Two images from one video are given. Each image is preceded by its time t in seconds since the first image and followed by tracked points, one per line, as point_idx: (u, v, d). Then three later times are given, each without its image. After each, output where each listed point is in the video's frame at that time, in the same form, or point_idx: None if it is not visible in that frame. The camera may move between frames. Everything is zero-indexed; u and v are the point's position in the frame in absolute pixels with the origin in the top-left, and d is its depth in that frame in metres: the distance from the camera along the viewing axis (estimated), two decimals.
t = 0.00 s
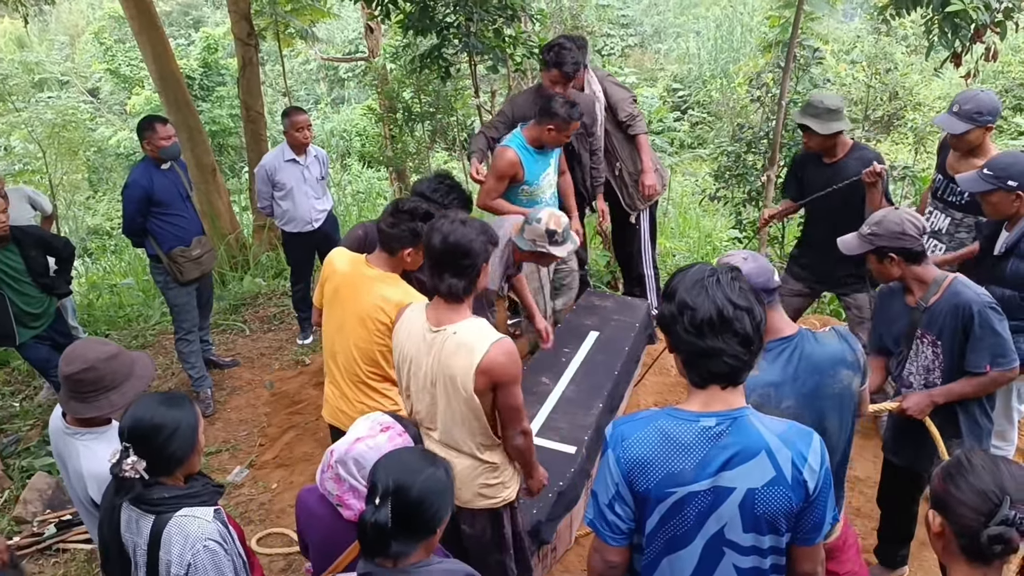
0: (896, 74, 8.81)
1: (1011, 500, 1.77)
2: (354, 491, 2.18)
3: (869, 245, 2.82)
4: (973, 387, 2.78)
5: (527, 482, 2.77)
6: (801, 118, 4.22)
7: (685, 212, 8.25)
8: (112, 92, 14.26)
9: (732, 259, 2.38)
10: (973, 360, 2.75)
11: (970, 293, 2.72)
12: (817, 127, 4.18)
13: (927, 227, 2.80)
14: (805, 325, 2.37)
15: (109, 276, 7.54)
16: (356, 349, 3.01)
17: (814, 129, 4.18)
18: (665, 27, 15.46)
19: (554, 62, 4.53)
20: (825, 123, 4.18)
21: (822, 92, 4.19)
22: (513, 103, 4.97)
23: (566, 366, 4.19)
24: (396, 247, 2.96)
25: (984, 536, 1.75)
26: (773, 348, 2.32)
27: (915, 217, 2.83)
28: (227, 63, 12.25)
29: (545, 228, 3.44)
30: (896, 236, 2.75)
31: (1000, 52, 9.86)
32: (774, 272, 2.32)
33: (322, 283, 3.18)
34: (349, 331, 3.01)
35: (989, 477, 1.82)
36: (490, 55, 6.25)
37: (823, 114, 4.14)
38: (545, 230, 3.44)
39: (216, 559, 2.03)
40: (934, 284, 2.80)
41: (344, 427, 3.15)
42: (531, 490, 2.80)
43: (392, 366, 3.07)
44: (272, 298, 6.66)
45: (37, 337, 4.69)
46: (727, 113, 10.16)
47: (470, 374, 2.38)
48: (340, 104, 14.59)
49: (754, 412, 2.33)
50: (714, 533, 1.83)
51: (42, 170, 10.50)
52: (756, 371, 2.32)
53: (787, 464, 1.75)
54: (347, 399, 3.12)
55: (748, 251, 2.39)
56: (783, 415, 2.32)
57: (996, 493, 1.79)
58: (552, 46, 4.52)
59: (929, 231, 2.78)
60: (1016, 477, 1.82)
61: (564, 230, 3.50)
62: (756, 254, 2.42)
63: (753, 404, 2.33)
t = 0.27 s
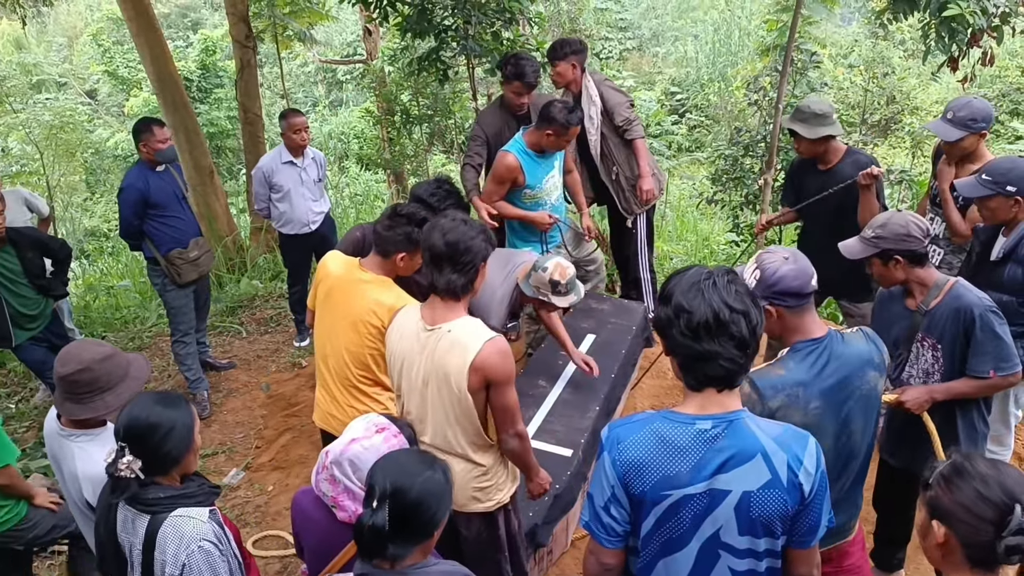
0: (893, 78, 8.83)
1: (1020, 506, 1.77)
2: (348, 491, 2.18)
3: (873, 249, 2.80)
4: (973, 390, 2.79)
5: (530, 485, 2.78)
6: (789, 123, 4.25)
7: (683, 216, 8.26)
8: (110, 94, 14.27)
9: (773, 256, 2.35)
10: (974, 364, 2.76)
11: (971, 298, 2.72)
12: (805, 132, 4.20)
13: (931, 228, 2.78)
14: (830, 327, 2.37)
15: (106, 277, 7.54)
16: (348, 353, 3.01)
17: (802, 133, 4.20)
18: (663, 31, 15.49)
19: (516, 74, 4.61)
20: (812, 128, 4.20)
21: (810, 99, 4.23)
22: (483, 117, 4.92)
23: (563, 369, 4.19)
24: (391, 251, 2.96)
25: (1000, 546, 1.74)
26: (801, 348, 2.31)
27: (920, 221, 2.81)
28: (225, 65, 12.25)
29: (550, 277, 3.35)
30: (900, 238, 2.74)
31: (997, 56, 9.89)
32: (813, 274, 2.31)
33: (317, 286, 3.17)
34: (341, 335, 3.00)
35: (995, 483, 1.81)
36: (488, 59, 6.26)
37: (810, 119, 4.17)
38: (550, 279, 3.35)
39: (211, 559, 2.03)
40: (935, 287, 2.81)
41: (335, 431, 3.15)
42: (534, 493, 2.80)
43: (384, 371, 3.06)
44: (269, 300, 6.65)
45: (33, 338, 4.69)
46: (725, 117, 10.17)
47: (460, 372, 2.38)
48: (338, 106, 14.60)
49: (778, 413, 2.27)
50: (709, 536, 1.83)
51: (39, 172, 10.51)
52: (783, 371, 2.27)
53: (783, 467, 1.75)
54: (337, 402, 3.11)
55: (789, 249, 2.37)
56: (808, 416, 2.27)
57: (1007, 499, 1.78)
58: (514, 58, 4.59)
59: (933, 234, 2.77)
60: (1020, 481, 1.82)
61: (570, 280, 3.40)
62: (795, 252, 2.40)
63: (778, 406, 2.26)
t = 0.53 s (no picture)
0: (891, 79, 8.84)
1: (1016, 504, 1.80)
2: (336, 491, 2.18)
3: (869, 250, 2.80)
4: (966, 392, 2.78)
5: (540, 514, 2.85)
6: (788, 127, 4.24)
7: (681, 216, 8.25)
8: (108, 95, 14.26)
9: (758, 259, 2.34)
10: (968, 365, 2.75)
11: (966, 300, 2.72)
12: (804, 136, 4.20)
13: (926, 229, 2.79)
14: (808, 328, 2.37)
15: (104, 278, 7.54)
16: (339, 355, 3.01)
17: (801, 138, 4.20)
18: (662, 31, 15.51)
19: (490, 82, 4.64)
20: (811, 132, 4.20)
21: (807, 102, 4.23)
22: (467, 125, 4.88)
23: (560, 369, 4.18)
24: (384, 252, 2.95)
25: (1008, 546, 1.77)
26: (778, 351, 2.31)
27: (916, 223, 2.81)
28: (223, 65, 12.25)
29: (551, 300, 3.64)
30: (896, 238, 2.74)
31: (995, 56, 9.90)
32: (797, 279, 2.30)
33: (310, 288, 3.17)
34: (333, 336, 3.00)
35: (982, 481, 1.83)
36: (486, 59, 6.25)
37: (809, 123, 4.17)
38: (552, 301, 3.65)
39: (205, 560, 2.02)
40: (930, 289, 2.80)
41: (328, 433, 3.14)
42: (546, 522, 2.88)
43: (377, 373, 3.07)
44: (267, 301, 6.65)
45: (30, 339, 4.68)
46: (724, 117, 10.17)
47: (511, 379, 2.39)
48: (337, 107, 14.59)
49: (755, 415, 2.28)
50: (704, 536, 1.83)
51: (37, 173, 10.49)
52: (758, 373, 2.29)
53: (777, 467, 1.75)
54: (329, 403, 3.10)
55: (774, 249, 2.36)
56: (785, 417, 2.27)
57: (1000, 498, 1.80)
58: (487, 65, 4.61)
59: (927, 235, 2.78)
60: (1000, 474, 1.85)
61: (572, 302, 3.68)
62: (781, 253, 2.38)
63: (753, 408, 2.28)
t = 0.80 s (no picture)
0: (889, 79, 8.86)
1: (1000, 504, 1.78)
2: (327, 493, 2.19)
3: (859, 252, 2.82)
4: (956, 393, 2.78)
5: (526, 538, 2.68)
6: (785, 128, 4.26)
7: (679, 217, 8.27)
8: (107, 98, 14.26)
9: (736, 269, 2.37)
10: (956, 366, 2.76)
11: (958, 300, 2.72)
12: (801, 137, 4.21)
13: (916, 228, 2.79)
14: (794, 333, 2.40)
15: (103, 281, 7.54)
16: (337, 356, 3.01)
17: (799, 139, 4.22)
18: (660, 33, 15.54)
19: (487, 99, 4.63)
20: (809, 133, 4.21)
21: (804, 103, 4.23)
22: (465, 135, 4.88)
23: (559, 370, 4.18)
24: (381, 254, 2.96)
25: (985, 545, 1.76)
26: (762, 357, 2.35)
27: (905, 221, 2.81)
28: (221, 68, 12.25)
29: (550, 310, 3.65)
30: (886, 239, 2.75)
31: (993, 56, 9.92)
32: (777, 286, 2.33)
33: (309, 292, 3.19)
34: (332, 337, 3.00)
35: (974, 481, 1.82)
36: (483, 60, 6.26)
37: (808, 123, 4.18)
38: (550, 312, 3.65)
39: (204, 562, 2.02)
40: (921, 289, 2.81)
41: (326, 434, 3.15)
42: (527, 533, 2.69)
43: (375, 376, 3.08)
44: (266, 303, 6.65)
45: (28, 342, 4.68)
46: (722, 118, 10.18)
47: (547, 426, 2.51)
48: (335, 109, 14.60)
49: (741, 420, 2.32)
50: (701, 536, 1.83)
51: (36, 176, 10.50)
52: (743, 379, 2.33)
53: (774, 467, 1.75)
54: (327, 405, 3.11)
55: (755, 259, 2.39)
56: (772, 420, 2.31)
57: (988, 498, 1.79)
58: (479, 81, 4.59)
59: (917, 234, 2.79)
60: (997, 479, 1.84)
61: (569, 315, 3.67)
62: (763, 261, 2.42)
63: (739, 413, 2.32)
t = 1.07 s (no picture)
0: (885, 81, 8.87)
1: (994, 505, 1.78)
2: (322, 496, 2.19)
3: (849, 255, 2.83)
4: (945, 396, 2.79)
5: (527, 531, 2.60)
6: (782, 130, 4.26)
7: (677, 219, 8.28)
8: (104, 102, 14.27)
9: (742, 270, 2.35)
10: (948, 368, 2.76)
11: (948, 301, 2.73)
12: (798, 139, 4.22)
13: (905, 234, 2.83)
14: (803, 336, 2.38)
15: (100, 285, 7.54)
16: (335, 359, 3.01)
17: (795, 141, 4.22)
18: (656, 36, 15.56)
19: (501, 100, 4.63)
20: (806, 135, 4.21)
21: (802, 104, 4.23)
22: (466, 131, 4.87)
23: (557, 373, 4.19)
24: (381, 257, 2.96)
25: (974, 543, 1.76)
26: (771, 360, 2.33)
27: (892, 223, 2.85)
28: (219, 72, 12.26)
29: (540, 304, 3.77)
30: (876, 243, 2.77)
31: (989, 57, 9.95)
32: (785, 285, 2.30)
33: (306, 294, 3.17)
34: (331, 340, 3.01)
35: (972, 480, 1.83)
36: (481, 64, 6.26)
37: (804, 125, 4.18)
38: (540, 305, 3.77)
39: (202, 566, 2.03)
40: (913, 292, 2.82)
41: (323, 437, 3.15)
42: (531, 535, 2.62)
43: (373, 380, 3.08)
44: (263, 307, 6.65)
45: (26, 347, 4.68)
46: (719, 121, 10.20)
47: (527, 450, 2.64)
48: (333, 113, 14.61)
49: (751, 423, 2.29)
50: (698, 537, 1.83)
51: (32, 181, 10.49)
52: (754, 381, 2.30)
53: (770, 468, 1.76)
54: (325, 408, 3.11)
55: (760, 262, 2.37)
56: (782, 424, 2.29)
57: (982, 497, 1.80)
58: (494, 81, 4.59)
59: (907, 238, 2.81)
60: (997, 479, 1.84)
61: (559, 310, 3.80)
62: (767, 264, 2.39)
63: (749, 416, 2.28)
